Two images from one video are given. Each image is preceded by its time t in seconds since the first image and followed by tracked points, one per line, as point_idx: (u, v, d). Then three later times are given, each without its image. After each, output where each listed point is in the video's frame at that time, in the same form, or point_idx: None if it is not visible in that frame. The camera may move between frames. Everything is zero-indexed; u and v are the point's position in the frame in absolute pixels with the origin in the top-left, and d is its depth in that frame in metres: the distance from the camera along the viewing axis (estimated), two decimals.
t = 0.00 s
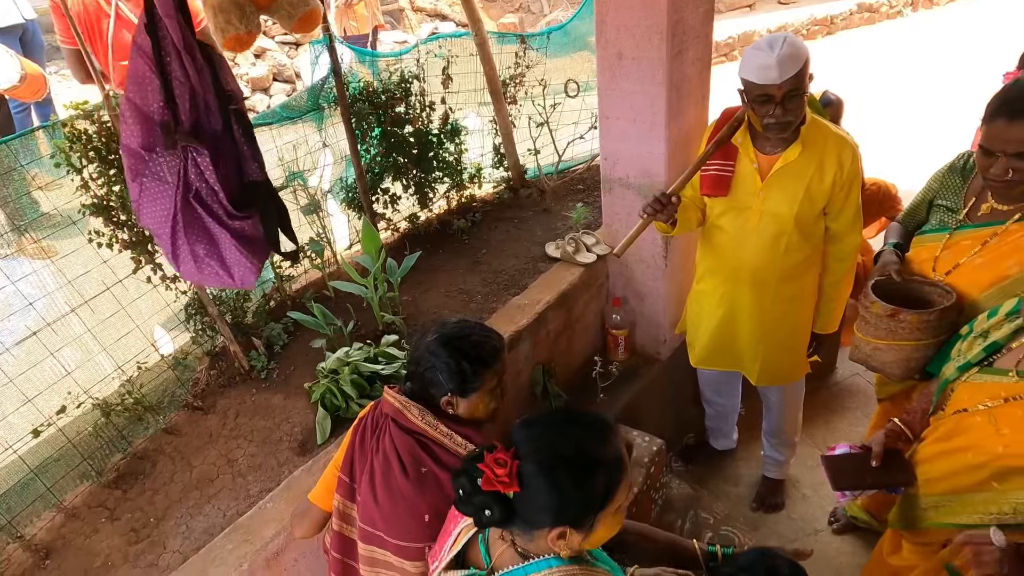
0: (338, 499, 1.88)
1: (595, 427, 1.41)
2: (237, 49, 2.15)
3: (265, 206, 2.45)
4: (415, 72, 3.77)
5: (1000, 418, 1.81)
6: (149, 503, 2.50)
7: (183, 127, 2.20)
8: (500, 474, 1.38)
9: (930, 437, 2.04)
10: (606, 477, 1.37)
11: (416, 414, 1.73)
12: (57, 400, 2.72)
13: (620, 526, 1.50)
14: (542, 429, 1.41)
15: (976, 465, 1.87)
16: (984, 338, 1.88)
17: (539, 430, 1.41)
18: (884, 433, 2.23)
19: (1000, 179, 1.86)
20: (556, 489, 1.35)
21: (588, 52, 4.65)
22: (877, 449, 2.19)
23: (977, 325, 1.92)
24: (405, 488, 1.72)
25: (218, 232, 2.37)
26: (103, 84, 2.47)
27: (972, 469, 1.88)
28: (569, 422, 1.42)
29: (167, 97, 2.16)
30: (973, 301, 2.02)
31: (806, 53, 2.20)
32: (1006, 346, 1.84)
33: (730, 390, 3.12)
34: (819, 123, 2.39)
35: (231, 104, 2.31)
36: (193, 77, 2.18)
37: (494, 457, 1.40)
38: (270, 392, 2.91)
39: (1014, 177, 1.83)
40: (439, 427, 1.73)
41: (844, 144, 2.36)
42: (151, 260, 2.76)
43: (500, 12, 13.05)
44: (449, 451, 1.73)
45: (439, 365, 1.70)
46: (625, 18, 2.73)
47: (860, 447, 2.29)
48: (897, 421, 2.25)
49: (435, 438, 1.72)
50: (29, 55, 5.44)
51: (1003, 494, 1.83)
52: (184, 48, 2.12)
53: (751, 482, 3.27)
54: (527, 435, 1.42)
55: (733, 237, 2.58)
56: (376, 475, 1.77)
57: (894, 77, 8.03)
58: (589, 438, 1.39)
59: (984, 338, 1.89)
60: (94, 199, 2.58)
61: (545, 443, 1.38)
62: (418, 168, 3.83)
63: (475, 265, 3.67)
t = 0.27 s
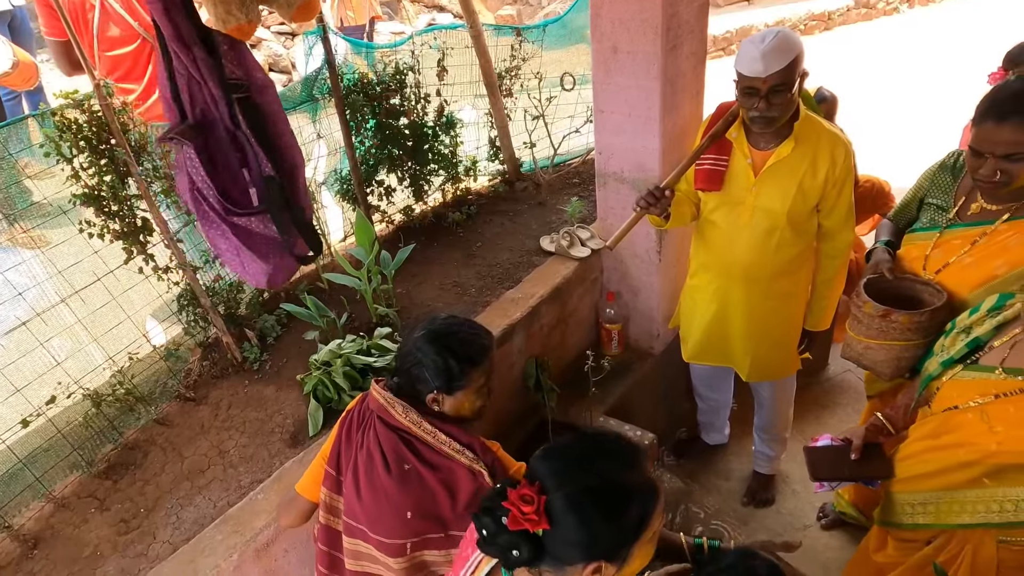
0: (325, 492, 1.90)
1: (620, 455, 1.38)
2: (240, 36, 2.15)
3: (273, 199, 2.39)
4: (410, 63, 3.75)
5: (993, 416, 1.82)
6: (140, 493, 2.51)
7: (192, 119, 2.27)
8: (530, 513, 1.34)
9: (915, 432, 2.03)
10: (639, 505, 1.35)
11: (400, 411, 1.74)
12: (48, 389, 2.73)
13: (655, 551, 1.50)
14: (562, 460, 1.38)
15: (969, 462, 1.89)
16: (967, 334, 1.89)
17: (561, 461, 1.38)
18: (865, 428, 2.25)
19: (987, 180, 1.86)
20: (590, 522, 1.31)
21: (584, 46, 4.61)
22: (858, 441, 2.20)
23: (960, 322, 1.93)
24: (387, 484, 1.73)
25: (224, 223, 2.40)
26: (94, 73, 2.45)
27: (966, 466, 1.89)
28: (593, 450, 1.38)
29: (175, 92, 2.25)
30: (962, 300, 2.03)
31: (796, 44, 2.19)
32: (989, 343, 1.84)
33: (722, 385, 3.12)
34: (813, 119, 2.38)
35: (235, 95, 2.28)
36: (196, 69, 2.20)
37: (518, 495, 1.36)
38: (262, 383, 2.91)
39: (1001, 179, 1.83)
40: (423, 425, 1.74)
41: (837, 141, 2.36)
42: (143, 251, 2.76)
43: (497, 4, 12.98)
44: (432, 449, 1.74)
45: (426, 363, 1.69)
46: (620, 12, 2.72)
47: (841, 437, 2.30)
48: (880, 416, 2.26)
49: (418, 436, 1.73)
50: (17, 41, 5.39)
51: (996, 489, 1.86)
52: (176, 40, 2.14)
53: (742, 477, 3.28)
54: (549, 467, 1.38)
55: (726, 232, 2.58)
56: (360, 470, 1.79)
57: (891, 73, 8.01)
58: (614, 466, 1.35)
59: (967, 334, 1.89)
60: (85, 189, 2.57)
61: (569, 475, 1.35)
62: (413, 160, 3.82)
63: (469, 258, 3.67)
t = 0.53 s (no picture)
0: (306, 491, 1.89)
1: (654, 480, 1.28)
2: (232, 31, 2.15)
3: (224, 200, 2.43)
4: (406, 57, 3.75)
5: (983, 418, 1.83)
6: (132, 485, 2.52)
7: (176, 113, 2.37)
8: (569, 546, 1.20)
9: (904, 434, 2.04)
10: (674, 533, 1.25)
11: (379, 409, 1.73)
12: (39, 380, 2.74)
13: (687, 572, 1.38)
14: (590, 483, 1.25)
15: (959, 465, 1.90)
16: (953, 337, 1.94)
17: (591, 483, 1.26)
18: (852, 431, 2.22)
19: (968, 178, 1.89)
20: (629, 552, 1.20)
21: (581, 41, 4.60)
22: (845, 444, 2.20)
23: (944, 325, 1.99)
24: (366, 484, 1.72)
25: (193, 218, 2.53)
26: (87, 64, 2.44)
27: (955, 468, 1.90)
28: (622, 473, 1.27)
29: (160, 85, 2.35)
30: (950, 299, 2.05)
31: (789, 41, 2.19)
32: (975, 344, 1.90)
33: (715, 382, 3.14)
34: (806, 117, 2.38)
35: (200, 95, 2.32)
36: (172, 65, 2.27)
37: (546, 521, 1.23)
38: (256, 376, 2.92)
39: (981, 177, 1.85)
40: (402, 425, 1.72)
41: (830, 139, 2.36)
42: (137, 244, 2.77)
43: None
44: (411, 447, 1.73)
45: (411, 358, 1.69)
46: (616, 7, 2.72)
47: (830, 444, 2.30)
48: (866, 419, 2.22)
49: (397, 435, 1.72)
50: (11, 32, 5.37)
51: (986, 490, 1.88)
52: (150, 33, 2.20)
53: (734, 473, 3.29)
54: (578, 490, 1.25)
55: (719, 229, 2.58)
56: (340, 469, 1.78)
57: (891, 71, 7.99)
58: (648, 489, 1.25)
59: (953, 335, 1.95)
60: (78, 181, 2.58)
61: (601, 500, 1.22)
62: (409, 154, 3.81)
63: (464, 252, 3.67)
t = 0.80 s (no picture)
0: (296, 491, 1.85)
1: (686, 492, 1.16)
2: (226, 20, 2.28)
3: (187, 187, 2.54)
4: (410, 48, 3.73)
5: (983, 414, 1.81)
6: (133, 474, 2.52)
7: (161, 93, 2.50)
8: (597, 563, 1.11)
9: (903, 430, 2.02)
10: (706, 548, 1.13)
11: (367, 409, 1.70)
12: (41, 369, 2.75)
13: None
14: (616, 493, 1.16)
15: (959, 461, 1.88)
16: (956, 332, 1.92)
17: (617, 492, 1.16)
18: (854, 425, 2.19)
19: (971, 172, 1.88)
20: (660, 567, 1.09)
21: (585, 33, 4.57)
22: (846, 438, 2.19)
23: (948, 320, 1.97)
24: (355, 484, 1.70)
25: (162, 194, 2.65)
26: (88, 51, 2.43)
27: (951, 465, 1.90)
28: (652, 484, 1.16)
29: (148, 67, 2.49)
30: (953, 295, 2.03)
31: (796, 34, 2.17)
32: (979, 340, 1.87)
33: (717, 376, 3.13)
34: (811, 111, 2.37)
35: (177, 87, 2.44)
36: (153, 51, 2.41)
37: (576, 531, 1.13)
38: (257, 366, 2.92)
39: (984, 171, 1.85)
40: (390, 425, 1.69)
41: (835, 133, 2.34)
42: (139, 233, 2.76)
43: None
44: (400, 447, 1.70)
45: (394, 356, 1.65)
46: None
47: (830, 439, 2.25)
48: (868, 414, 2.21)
49: (386, 435, 1.69)
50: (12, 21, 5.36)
51: (983, 487, 1.88)
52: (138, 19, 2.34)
53: (735, 468, 3.29)
54: (603, 501, 1.16)
55: (722, 223, 2.57)
56: (328, 469, 1.75)
57: (896, 65, 7.95)
58: (678, 501, 1.14)
59: (957, 332, 1.92)
60: (79, 169, 2.57)
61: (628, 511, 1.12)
62: (412, 146, 3.80)
63: (467, 244, 3.66)
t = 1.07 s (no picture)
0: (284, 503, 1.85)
1: (717, 495, 1.15)
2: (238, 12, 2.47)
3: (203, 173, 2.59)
4: (420, 41, 3.71)
5: (993, 410, 1.79)
6: (142, 467, 2.53)
7: (162, 78, 2.52)
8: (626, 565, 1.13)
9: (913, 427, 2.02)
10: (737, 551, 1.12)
11: (349, 424, 1.68)
12: (52, 361, 2.78)
13: None
14: (644, 497, 1.17)
15: (965, 458, 1.84)
16: (975, 329, 1.88)
17: (647, 497, 1.17)
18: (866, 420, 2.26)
19: (990, 171, 1.86)
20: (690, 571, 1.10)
21: (597, 27, 4.54)
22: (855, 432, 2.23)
23: (969, 316, 1.92)
24: (340, 499, 1.68)
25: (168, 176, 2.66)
26: (99, 44, 2.43)
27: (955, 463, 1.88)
28: (680, 487, 1.17)
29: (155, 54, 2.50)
30: (969, 295, 2.01)
31: (812, 30, 2.15)
32: (997, 338, 1.83)
33: (726, 374, 3.12)
34: (825, 107, 2.34)
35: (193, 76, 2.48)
36: (166, 40, 2.42)
37: (607, 535, 1.15)
38: (266, 360, 2.92)
39: (1004, 170, 1.83)
40: (372, 439, 1.67)
41: (849, 130, 2.31)
42: (149, 225, 2.76)
43: None
44: (383, 462, 1.67)
45: (376, 360, 1.61)
46: None
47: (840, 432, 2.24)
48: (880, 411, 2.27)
49: (367, 449, 1.67)
50: (23, 12, 5.36)
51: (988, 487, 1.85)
52: (151, 10, 2.36)
53: (743, 465, 3.28)
54: (631, 505, 1.17)
55: (733, 220, 2.55)
56: (313, 482, 1.73)
57: (908, 62, 7.88)
58: (709, 504, 1.13)
59: (976, 328, 1.88)
60: (90, 161, 2.57)
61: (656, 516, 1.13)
62: (421, 139, 3.78)
63: (475, 239, 3.65)
